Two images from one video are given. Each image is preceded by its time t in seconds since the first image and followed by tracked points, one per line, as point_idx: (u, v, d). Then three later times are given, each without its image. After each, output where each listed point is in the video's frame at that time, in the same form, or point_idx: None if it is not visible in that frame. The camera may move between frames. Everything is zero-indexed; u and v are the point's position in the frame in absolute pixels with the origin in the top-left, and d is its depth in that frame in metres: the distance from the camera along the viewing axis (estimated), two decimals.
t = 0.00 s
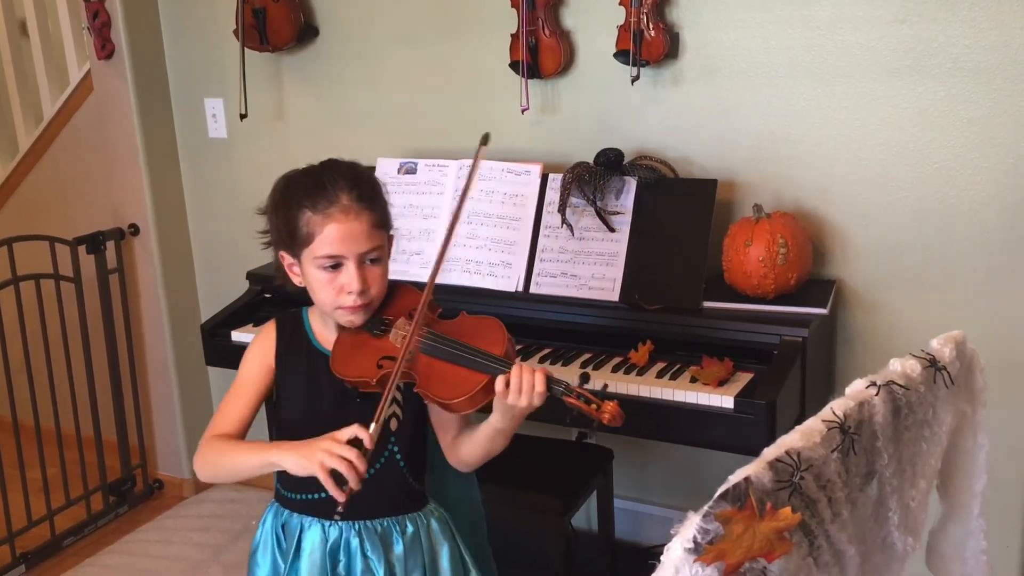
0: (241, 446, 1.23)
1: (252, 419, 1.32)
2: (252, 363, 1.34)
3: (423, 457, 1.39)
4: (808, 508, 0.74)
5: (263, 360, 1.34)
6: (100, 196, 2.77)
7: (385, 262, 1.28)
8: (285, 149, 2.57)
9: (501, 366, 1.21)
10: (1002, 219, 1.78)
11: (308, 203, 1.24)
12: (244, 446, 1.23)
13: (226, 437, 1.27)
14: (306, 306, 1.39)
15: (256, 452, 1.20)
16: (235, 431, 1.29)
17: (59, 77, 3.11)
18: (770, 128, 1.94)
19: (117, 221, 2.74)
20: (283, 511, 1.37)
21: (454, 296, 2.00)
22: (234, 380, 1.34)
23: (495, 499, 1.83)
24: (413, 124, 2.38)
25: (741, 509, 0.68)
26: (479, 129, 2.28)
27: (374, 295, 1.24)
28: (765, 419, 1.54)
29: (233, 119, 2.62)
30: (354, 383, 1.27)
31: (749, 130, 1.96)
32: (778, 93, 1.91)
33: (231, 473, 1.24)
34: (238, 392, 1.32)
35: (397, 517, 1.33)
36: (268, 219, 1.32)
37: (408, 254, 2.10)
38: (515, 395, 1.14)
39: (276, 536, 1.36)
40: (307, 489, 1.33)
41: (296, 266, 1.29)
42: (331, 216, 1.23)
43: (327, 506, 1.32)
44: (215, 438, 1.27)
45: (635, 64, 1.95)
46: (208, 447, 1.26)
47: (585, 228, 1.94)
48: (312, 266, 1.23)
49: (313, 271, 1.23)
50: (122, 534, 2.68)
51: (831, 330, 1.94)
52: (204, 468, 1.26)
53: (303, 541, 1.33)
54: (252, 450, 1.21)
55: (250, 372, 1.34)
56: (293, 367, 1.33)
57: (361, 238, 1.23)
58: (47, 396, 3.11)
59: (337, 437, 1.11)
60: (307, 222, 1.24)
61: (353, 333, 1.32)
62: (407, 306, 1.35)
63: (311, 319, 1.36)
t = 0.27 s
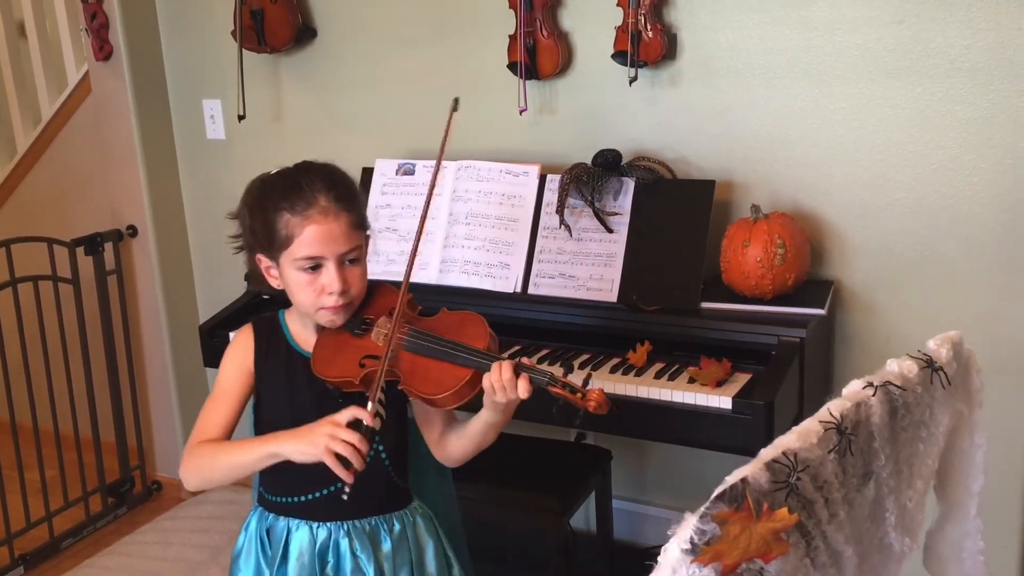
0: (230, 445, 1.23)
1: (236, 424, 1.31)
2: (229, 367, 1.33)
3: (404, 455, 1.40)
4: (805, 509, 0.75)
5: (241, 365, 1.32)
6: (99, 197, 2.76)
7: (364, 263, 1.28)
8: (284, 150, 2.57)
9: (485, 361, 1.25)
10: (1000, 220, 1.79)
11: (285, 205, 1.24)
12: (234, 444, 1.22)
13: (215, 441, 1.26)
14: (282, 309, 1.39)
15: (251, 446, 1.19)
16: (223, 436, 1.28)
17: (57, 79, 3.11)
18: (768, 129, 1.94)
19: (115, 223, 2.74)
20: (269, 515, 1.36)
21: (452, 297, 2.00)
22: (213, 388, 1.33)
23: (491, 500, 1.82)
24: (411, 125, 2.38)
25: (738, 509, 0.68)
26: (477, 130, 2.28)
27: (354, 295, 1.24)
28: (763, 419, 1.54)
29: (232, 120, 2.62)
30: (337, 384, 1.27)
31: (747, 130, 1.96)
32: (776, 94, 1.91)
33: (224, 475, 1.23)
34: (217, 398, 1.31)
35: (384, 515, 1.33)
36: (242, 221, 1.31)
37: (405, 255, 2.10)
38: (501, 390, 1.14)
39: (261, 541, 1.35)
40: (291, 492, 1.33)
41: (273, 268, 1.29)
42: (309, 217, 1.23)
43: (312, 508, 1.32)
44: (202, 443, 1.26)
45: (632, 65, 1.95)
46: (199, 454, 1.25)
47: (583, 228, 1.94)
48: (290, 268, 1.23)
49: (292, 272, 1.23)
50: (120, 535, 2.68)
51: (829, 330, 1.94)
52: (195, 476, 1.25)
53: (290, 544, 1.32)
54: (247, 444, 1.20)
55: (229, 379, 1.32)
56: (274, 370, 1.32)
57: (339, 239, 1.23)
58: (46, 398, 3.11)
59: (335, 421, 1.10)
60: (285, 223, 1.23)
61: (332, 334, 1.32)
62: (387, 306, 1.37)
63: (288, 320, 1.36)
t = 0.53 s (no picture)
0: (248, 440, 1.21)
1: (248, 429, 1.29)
2: (227, 376, 1.31)
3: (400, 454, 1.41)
4: (803, 511, 0.75)
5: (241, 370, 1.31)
6: (98, 199, 2.77)
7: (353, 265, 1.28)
8: (283, 152, 2.57)
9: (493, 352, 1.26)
10: (999, 222, 1.79)
11: (273, 210, 1.24)
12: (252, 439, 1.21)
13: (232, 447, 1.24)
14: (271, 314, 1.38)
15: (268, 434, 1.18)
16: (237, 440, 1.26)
17: (57, 82, 3.11)
18: (767, 131, 1.94)
19: (115, 225, 2.74)
20: (270, 521, 1.35)
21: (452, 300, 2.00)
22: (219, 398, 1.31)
23: (492, 502, 1.82)
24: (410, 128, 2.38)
25: (736, 511, 0.68)
26: (476, 133, 2.28)
27: (346, 297, 1.24)
28: (762, 421, 1.54)
29: (231, 122, 2.63)
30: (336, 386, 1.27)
31: (746, 133, 1.96)
32: (774, 96, 1.92)
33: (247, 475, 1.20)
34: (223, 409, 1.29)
35: (385, 513, 1.34)
36: (228, 229, 1.31)
37: (404, 257, 2.10)
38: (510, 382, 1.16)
39: (263, 547, 1.34)
40: (292, 495, 1.32)
41: (263, 274, 1.29)
42: (298, 221, 1.23)
43: (314, 510, 1.32)
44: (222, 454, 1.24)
45: (631, 67, 1.95)
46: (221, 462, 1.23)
47: (583, 230, 1.94)
48: (280, 273, 1.23)
49: (282, 277, 1.23)
50: (120, 538, 2.67)
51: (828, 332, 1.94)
52: (220, 483, 1.23)
53: (294, 548, 1.31)
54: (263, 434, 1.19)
55: (231, 386, 1.31)
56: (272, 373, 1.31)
57: (329, 242, 1.23)
58: (45, 400, 3.11)
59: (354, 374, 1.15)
60: (274, 229, 1.24)
61: (326, 336, 1.32)
62: (380, 305, 1.37)
63: (277, 325, 1.36)
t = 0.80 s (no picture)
0: (260, 455, 1.18)
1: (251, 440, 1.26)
2: (229, 382, 1.27)
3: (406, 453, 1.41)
4: (803, 513, 0.75)
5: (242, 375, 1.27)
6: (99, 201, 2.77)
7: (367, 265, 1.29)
8: (283, 154, 2.57)
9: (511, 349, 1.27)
10: (998, 224, 1.79)
11: (297, 203, 1.24)
12: (264, 456, 1.18)
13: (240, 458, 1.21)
14: (271, 317, 1.37)
15: (282, 455, 1.15)
16: (238, 451, 1.23)
17: (57, 83, 3.11)
18: (768, 133, 1.94)
19: (115, 227, 2.74)
20: (281, 526, 1.34)
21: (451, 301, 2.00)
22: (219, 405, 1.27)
23: (493, 504, 1.82)
24: (411, 130, 2.38)
25: (736, 513, 0.68)
26: (477, 135, 2.29)
27: (361, 295, 1.25)
28: (762, 423, 1.54)
29: (232, 125, 2.63)
30: (345, 384, 1.28)
31: (746, 135, 1.96)
32: (774, 98, 1.92)
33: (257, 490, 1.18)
34: (227, 418, 1.25)
35: (397, 512, 1.34)
36: (245, 223, 1.30)
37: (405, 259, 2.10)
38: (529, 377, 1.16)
39: (276, 551, 1.33)
40: (304, 500, 1.32)
41: (276, 269, 1.28)
42: (322, 215, 1.23)
43: (327, 514, 1.31)
44: (228, 463, 1.21)
45: (631, 69, 1.95)
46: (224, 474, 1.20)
47: (583, 233, 1.94)
48: (298, 267, 1.22)
49: (300, 272, 1.22)
50: (120, 539, 2.67)
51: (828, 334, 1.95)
52: (226, 494, 1.20)
53: (309, 551, 1.31)
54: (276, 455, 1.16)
55: (233, 392, 1.27)
56: (277, 379, 1.29)
57: (351, 239, 1.24)
58: (45, 401, 3.10)
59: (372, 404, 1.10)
60: (297, 221, 1.23)
61: (336, 335, 1.34)
62: (391, 304, 1.40)
63: (279, 327, 1.34)
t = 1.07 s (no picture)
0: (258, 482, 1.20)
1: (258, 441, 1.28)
2: (244, 382, 1.30)
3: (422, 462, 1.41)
4: (804, 513, 0.75)
5: (258, 375, 1.30)
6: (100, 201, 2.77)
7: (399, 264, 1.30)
8: (284, 155, 2.58)
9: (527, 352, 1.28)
10: (998, 226, 1.79)
11: (337, 194, 1.25)
12: (262, 484, 1.20)
13: (242, 471, 1.23)
14: (296, 318, 1.39)
15: (283, 493, 1.18)
16: (239, 455, 1.25)
17: (58, 83, 3.11)
18: (769, 134, 1.94)
19: (116, 227, 2.74)
20: (291, 526, 1.35)
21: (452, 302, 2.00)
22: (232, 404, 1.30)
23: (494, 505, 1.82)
24: (412, 130, 2.38)
25: (737, 514, 0.68)
26: (478, 135, 2.29)
27: (392, 291, 1.25)
28: (762, 424, 1.55)
29: (233, 125, 2.63)
30: (363, 381, 1.28)
31: (747, 136, 1.97)
32: (776, 99, 1.92)
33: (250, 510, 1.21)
34: (237, 416, 1.28)
35: (410, 521, 1.34)
36: (280, 213, 1.31)
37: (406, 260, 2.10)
38: (540, 376, 1.17)
39: (285, 552, 1.35)
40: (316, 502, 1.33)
41: (307, 261, 1.28)
42: (361, 208, 1.25)
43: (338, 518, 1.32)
44: (229, 468, 1.23)
45: (633, 70, 1.96)
46: (221, 480, 1.23)
47: (584, 233, 1.94)
48: (333, 258, 1.23)
49: (334, 262, 1.23)
50: (120, 539, 2.68)
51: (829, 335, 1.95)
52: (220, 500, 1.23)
53: (318, 554, 1.32)
54: (275, 489, 1.19)
55: (246, 393, 1.30)
56: (292, 379, 1.31)
57: (387, 233, 1.25)
58: (46, 401, 3.11)
59: (370, 476, 1.10)
60: (335, 212, 1.24)
61: (359, 332, 1.35)
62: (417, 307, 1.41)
63: (304, 327, 1.36)
